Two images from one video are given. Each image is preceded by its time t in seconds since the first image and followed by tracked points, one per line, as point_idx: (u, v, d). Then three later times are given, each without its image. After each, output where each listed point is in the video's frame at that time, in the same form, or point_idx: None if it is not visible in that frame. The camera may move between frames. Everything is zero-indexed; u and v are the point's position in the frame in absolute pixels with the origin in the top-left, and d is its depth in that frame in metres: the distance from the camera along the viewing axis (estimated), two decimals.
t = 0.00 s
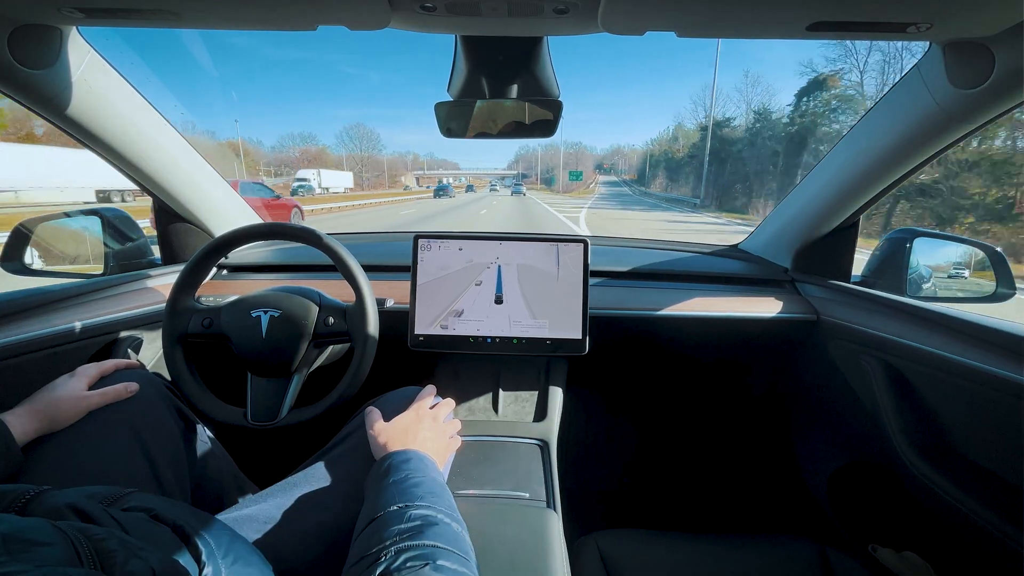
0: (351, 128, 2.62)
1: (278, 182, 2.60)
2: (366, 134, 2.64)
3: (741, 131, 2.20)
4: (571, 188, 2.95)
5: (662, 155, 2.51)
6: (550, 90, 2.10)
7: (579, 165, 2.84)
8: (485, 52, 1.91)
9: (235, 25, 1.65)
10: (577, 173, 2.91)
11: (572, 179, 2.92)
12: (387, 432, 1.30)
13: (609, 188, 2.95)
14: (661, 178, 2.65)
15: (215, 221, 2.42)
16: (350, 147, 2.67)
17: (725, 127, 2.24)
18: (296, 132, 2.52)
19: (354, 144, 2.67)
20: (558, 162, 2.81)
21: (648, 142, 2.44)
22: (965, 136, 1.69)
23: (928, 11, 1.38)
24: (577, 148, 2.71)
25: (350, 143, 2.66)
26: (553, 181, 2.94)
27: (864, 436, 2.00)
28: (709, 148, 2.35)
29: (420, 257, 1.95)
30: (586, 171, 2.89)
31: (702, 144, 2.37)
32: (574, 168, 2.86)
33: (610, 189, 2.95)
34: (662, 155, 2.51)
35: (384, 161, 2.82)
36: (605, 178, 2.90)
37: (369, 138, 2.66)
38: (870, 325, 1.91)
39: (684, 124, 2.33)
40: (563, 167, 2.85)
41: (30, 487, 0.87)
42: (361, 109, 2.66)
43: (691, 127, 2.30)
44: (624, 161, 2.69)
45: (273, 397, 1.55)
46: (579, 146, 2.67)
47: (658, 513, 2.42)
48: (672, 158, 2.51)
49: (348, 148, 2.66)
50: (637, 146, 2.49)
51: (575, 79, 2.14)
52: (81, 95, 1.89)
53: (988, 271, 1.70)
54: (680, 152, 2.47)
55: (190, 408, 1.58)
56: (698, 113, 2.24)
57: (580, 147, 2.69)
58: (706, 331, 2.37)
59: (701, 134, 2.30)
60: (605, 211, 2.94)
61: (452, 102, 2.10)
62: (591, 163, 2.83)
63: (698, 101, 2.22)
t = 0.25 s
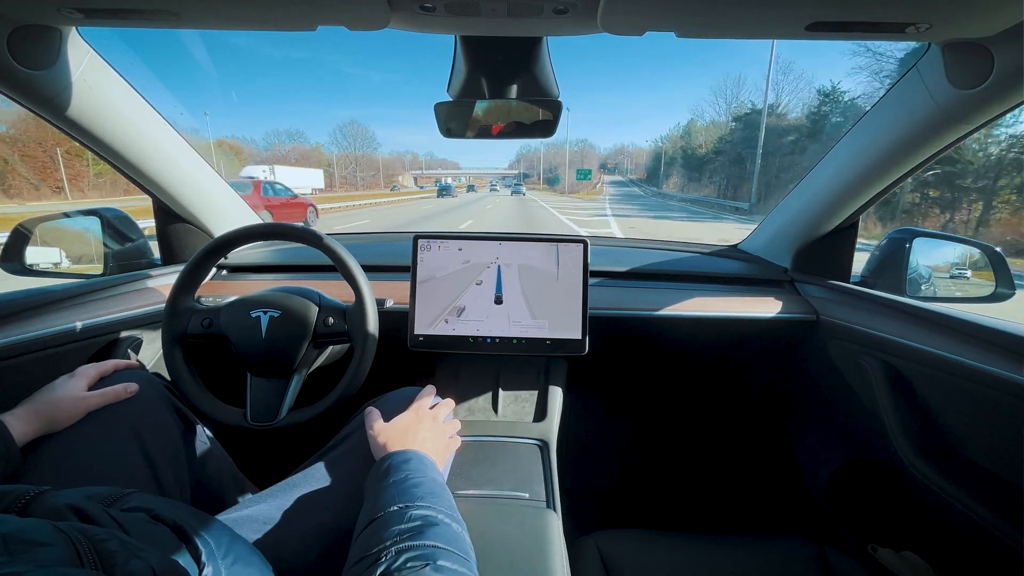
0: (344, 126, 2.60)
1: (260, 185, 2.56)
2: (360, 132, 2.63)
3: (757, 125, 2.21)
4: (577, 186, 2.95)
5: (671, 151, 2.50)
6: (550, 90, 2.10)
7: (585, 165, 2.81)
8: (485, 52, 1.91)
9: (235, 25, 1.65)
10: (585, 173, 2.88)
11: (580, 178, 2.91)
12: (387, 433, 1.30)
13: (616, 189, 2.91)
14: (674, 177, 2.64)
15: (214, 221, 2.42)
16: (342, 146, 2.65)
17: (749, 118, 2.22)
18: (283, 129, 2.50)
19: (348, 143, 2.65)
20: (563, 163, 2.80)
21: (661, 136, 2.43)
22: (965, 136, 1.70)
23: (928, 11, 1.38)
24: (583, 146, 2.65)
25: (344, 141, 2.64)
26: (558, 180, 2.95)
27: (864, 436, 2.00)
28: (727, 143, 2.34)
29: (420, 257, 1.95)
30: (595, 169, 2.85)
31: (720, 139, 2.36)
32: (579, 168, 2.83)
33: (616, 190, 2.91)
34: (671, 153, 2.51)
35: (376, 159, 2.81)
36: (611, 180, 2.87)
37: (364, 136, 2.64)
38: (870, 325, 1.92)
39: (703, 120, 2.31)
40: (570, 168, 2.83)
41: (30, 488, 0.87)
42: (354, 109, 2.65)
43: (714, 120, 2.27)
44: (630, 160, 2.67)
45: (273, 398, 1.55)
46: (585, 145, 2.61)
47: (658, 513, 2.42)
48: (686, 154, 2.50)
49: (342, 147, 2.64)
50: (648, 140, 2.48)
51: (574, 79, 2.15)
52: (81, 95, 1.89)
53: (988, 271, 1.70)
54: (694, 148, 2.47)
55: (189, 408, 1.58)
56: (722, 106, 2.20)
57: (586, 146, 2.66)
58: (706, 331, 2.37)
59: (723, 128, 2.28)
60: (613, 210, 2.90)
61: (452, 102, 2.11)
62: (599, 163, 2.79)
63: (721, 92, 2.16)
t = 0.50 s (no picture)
0: (338, 124, 2.58)
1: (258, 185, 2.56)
2: (355, 129, 2.59)
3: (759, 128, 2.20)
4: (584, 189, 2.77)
5: (678, 153, 2.43)
6: (550, 90, 2.10)
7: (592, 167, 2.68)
8: (485, 52, 1.91)
9: (235, 26, 1.65)
10: (595, 172, 2.70)
11: (589, 177, 2.72)
12: (388, 433, 1.30)
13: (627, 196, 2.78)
14: (691, 178, 2.51)
15: (215, 221, 2.42)
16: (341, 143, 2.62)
17: (771, 112, 2.14)
18: (267, 125, 2.43)
19: (342, 141, 2.62)
20: (569, 163, 2.69)
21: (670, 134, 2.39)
22: (965, 135, 1.69)
23: (928, 10, 1.38)
24: (587, 143, 2.60)
25: (337, 139, 2.61)
26: (564, 181, 2.81)
27: (865, 435, 2.00)
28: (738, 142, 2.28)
29: (421, 257, 1.95)
30: (603, 168, 2.68)
31: (735, 139, 2.29)
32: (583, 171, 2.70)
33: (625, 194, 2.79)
34: (682, 152, 2.43)
35: (379, 159, 2.78)
36: (619, 181, 2.72)
37: (358, 134, 2.60)
38: (871, 324, 1.91)
39: (719, 115, 2.24)
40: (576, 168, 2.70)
41: (31, 489, 0.87)
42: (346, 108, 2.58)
43: (734, 115, 2.20)
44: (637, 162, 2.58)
45: (273, 397, 1.55)
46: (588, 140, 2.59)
47: (659, 513, 2.42)
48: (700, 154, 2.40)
49: (335, 145, 2.60)
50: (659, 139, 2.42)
51: (574, 78, 2.14)
52: (81, 95, 1.89)
53: (989, 268, 1.69)
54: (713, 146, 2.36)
55: (190, 408, 1.58)
56: (734, 101, 2.15)
57: (590, 142, 2.59)
58: (707, 331, 2.37)
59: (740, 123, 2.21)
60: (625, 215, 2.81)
61: (451, 102, 2.11)
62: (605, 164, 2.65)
63: (746, 81, 2.07)
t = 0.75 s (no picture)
0: (330, 121, 2.55)
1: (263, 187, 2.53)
2: (346, 124, 2.57)
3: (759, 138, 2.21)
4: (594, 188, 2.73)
5: (690, 151, 2.43)
6: (550, 89, 2.10)
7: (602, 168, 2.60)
8: (486, 52, 1.91)
9: (236, 26, 1.65)
10: (607, 171, 2.59)
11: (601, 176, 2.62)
12: (388, 432, 1.30)
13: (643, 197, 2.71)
14: (712, 177, 2.48)
15: (215, 220, 2.41)
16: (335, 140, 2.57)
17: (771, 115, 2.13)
18: (249, 121, 2.35)
19: (335, 137, 2.57)
20: (574, 161, 2.68)
21: (685, 130, 2.34)
22: (966, 135, 1.69)
23: (928, 10, 1.38)
24: (594, 140, 2.54)
25: (329, 136, 2.56)
26: (570, 179, 2.80)
27: (865, 435, 2.00)
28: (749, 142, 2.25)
29: (420, 257, 1.95)
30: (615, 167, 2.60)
31: (740, 138, 2.28)
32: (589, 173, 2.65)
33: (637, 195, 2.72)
34: (698, 150, 2.40)
35: (378, 159, 2.79)
36: (626, 182, 2.64)
37: (352, 132, 2.58)
38: (871, 324, 1.91)
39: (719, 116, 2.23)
40: (581, 166, 2.69)
41: (31, 487, 0.87)
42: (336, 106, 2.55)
43: (733, 117, 2.20)
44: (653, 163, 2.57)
45: (273, 397, 1.55)
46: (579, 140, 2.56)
47: (659, 513, 2.42)
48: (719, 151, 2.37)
49: (327, 143, 2.55)
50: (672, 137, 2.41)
51: (574, 78, 2.14)
52: (82, 94, 1.89)
53: (989, 268, 1.70)
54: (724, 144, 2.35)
55: (190, 407, 1.58)
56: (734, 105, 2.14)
57: (599, 142, 2.54)
58: (707, 331, 2.37)
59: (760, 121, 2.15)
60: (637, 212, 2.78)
61: (452, 102, 2.11)
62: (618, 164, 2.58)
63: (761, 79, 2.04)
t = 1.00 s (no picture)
0: (321, 118, 2.50)
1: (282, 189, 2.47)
2: (339, 121, 2.51)
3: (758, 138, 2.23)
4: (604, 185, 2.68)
5: (708, 148, 2.36)
6: (550, 87, 2.09)
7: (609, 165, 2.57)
8: (485, 50, 1.90)
9: (236, 24, 1.65)
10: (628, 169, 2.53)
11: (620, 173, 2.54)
12: (388, 431, 1.30)
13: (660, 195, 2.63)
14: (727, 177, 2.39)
15: (215, 219, 2.42)
16: (329, 135, 2.51)
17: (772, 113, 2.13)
18: (228, 115, 2.30)
19: (327, 135, 2.51)
20: (578, 160, 2.64)
21: (698, 127, 2.31)
22: (967, 133, 1.69)
23: (928, 8, 1.38)
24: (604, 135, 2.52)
25: (320, 134, 2.51)
26: (582, 178, 2.74)
27: (865, 434, 2.00)
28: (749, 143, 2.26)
29: (420, 256, 1.95)
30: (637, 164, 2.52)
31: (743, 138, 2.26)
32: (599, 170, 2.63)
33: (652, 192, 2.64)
34: (709, 148, 2.35)
35: (374, 157, 2.69)
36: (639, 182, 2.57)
37: (345, 130, 2.51)
38: (871, 323, 1.91)
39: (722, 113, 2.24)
40: (586, 164, 2.66)
41: (32, 488, 0.87)
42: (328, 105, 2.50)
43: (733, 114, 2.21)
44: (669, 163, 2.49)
45: (274, 396, 1.55)
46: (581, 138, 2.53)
47: (659, 511, 2.42)
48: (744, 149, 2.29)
49: (319, 140, 2.49)
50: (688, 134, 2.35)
51: (574, 77, 2.14)
52: (81, 93, 1.89)
53: (990, 268, 1.71)
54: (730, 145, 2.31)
55: (190, 406, 1.58)
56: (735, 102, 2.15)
57: (607, 139, 2.51)
58: (707, 329, 2.37)
59: (782, 116, 2.11)
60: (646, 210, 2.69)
61: (451, 100, 2.10)
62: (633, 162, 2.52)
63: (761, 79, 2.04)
